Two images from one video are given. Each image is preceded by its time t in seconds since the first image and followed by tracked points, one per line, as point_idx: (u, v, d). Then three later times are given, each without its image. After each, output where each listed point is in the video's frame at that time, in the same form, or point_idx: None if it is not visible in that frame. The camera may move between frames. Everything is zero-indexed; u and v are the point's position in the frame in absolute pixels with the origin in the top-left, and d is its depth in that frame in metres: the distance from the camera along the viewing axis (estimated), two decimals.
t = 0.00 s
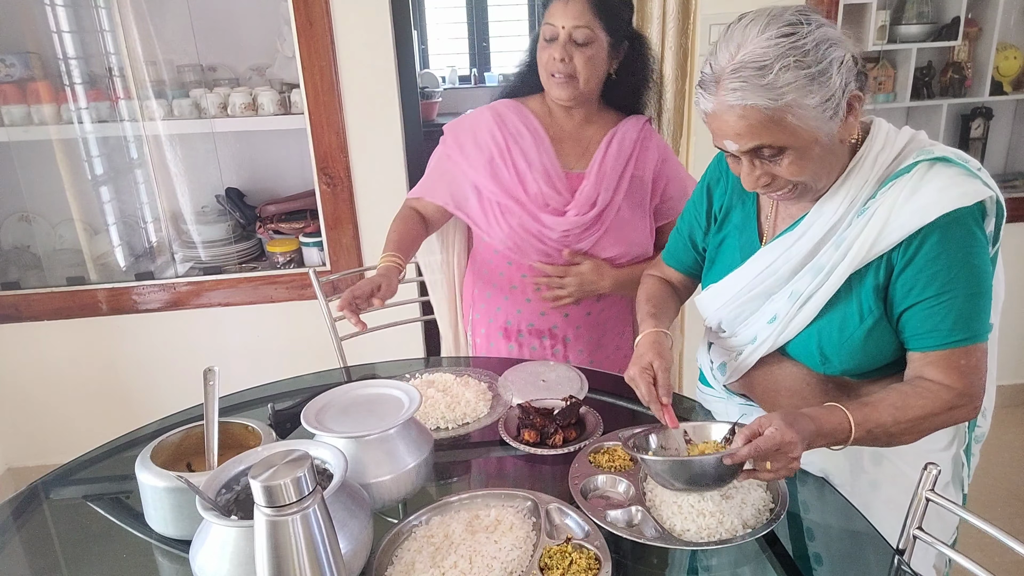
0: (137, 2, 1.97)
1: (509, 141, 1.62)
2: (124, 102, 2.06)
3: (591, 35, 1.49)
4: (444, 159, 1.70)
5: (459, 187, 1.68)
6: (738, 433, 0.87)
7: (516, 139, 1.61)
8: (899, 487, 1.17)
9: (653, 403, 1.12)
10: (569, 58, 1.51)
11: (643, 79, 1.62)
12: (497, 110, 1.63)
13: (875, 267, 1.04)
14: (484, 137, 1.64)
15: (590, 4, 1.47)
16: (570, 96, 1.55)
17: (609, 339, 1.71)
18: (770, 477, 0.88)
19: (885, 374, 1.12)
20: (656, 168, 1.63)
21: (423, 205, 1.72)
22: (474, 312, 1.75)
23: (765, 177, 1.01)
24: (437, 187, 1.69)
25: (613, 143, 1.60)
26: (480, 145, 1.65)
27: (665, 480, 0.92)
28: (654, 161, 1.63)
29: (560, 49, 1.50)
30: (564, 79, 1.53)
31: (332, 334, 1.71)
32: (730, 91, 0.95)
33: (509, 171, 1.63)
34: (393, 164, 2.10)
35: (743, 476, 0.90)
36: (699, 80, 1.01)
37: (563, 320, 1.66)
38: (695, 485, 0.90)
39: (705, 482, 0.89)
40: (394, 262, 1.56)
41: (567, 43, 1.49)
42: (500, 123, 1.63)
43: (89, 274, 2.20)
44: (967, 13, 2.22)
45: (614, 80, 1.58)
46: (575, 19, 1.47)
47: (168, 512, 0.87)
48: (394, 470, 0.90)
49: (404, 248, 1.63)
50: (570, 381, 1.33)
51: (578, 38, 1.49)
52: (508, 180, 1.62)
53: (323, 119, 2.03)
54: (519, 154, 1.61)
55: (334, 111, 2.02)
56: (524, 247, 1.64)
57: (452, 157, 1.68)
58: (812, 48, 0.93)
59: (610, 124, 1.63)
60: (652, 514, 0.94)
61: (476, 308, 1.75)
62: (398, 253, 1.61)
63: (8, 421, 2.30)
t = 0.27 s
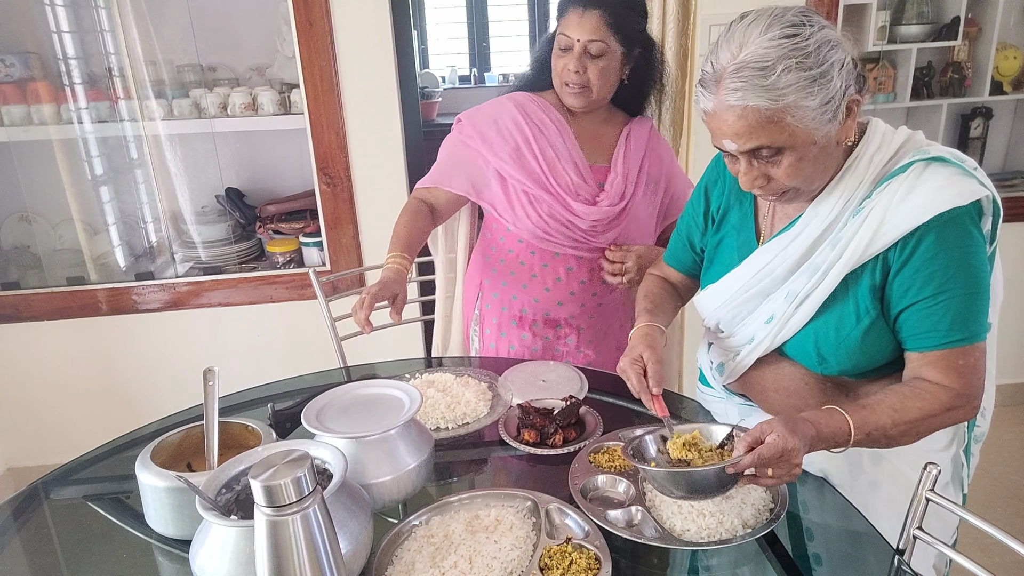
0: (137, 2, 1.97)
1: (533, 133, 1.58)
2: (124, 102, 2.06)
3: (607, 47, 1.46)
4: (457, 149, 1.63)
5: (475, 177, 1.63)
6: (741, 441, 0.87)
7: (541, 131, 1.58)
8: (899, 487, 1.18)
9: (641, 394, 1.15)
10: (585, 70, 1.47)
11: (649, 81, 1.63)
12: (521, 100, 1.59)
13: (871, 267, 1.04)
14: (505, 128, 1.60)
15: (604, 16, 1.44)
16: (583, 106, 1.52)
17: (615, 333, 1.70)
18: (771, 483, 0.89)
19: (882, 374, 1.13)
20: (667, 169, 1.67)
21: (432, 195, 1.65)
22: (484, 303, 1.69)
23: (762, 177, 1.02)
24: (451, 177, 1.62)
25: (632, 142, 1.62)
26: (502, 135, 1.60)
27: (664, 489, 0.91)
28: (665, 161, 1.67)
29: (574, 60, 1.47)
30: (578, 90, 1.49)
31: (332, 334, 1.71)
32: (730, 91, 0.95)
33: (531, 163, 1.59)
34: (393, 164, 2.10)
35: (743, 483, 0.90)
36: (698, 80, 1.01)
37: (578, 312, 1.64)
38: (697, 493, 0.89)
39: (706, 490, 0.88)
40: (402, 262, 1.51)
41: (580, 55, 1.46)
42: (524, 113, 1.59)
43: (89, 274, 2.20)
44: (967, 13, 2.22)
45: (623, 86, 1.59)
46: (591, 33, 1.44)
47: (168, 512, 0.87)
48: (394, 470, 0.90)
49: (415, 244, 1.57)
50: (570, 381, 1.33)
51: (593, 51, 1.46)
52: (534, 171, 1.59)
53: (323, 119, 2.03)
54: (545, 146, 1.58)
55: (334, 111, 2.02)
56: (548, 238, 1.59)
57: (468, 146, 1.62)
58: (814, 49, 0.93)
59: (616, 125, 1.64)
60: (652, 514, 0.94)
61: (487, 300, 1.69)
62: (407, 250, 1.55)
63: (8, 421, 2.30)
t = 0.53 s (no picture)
0: (137, 2, 1.97)
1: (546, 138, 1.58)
2: (124, 102, 2.06)
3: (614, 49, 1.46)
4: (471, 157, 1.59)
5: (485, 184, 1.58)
6: (731, 434, 0.88)
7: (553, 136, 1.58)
8: (898, 487, 1.18)
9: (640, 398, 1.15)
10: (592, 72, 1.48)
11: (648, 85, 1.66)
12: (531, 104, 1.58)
13: (867, 265, 1.04)
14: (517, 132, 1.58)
15: (614, 17, 1.44)
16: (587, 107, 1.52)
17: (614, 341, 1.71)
18: (760, 479, 0.89)
19: (880, 373, 1.13)
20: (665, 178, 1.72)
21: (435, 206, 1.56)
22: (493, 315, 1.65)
23: (756, 178, 1.02)
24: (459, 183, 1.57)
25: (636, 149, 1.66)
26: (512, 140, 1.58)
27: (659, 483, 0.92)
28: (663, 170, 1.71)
29: (582, 61, 1.46)
30: (583, 90, 1.49)
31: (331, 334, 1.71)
32: (723, 96, 0.95)
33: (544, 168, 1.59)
34: (393, 164, 2.10)
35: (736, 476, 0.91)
36: (693, 82, 1.02)
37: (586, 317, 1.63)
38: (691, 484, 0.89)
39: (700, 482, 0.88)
40: (393, 275, 1.44)
41: (590, 55, 1.45)
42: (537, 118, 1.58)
43: (89, 274, 2.20)
44: (967, 13, 2.22)
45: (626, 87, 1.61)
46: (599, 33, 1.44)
47: (168, 512, 0.87)
48: (394, 470, 0.90)
49: (418, 250, 1.50)
50: (570, 381, 1.33)
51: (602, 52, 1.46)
52: (551, 179, 1.58)
53: (323, 119, 2.03)
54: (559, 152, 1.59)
55: (334, 111, 2.02)
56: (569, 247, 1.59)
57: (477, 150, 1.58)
58: (806, 54, 0.93)
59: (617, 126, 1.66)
60: (652, 514, 0.94)
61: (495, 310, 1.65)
62: (402, 262, 1.47)
63: (8, 421, 2.29)
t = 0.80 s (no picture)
0: (137, 2, 1.97)
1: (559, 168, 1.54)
2: (124, 102, 2.06)
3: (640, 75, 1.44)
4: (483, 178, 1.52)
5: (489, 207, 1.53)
6: (725, 432, 0.88)
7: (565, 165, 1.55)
8: (898, 488, 1.17)
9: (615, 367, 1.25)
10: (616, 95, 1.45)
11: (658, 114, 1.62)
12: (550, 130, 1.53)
13: (863, 264, 1.05)
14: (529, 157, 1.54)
15: (642, 41, 1.40)
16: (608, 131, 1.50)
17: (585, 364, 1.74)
18: (754, 476, 0.90)
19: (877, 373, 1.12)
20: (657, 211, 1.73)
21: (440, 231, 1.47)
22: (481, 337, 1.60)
23: (749, 180, 1.03)
24: (466, 207, 1.49)
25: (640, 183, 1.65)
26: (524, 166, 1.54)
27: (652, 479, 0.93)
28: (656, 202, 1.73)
29: (609, 83, 1.43)
30: (606, 114, 1.47)
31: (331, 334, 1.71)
32: (715, 101, 0.96)
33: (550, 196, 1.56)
34: (393, 164, 2.10)
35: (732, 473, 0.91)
36: (688, 84, 1.02)
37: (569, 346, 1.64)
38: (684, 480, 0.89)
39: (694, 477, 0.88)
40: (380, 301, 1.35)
41: (616, 79, 1.43)
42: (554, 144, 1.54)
43: (89, 274, 2.20)
44: (967, 13, 2.22)
45: (646, 118, 1.56)
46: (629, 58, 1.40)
47: (167, 512, 0.87)
48: (394, 470, 0.90)
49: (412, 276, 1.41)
50: (570, 381, 1.33)
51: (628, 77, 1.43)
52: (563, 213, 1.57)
53: (323, 119, 2.03)
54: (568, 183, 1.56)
55: (334, 111, 2.02)
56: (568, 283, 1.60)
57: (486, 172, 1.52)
58: (798, 61, 0.93)
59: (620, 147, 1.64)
60: (652, 514, 0.94)
61: (483, 331, 1.59)
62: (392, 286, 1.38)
63: (8, 421, 2.29)
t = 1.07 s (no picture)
0: (137, 2, 1.97)
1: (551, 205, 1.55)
2: (123, 102, 2.06)
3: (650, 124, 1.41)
4: (474, 207, 1.55)
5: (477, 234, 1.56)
6: (745, 444, 0.87)
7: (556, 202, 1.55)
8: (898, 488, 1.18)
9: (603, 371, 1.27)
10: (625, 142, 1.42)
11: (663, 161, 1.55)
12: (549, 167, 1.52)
13: (863, 265, 1.05)
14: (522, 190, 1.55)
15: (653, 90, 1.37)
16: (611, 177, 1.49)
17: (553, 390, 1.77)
18: (776, 485, 0.87)
19: (879, 372, 1.13)
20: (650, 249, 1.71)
21: (427, 257, 1.52)
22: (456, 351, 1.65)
23: (745, 180, 1.05)
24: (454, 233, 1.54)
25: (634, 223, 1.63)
26: (516, 199, 1.56)
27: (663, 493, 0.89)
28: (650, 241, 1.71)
29: (618, 132, 1.41)
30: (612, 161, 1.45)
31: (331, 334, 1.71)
32: (711, 103, 0.97)
33: (538, 228, 1.59)
34: (394, 164, 2.10)
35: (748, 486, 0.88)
36: (686, 84, 1.03)
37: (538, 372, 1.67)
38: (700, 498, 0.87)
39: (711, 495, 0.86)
40: (359, 320, 1.39)
41: (625, 127, 1.40)
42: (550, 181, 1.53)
43: (89, 274, 2.20)
44: (967, 13, 2.22)
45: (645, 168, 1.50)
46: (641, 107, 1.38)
47: (167, 512, 0.87)
48: (394, 470, 0.90)
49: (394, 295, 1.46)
50: (570, 381, 1.33)
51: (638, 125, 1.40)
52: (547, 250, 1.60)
53: (323, 119, 2.03)
54: (558, 219, 1.57)
55: (334, 111, 2.02)
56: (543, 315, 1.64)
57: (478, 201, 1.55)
58: (794, 64, 0.93)
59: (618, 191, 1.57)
60: (652, 514, 0.94)
61: (459, 346, 1.64)
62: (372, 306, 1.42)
63: (7, 421, 2.29)
